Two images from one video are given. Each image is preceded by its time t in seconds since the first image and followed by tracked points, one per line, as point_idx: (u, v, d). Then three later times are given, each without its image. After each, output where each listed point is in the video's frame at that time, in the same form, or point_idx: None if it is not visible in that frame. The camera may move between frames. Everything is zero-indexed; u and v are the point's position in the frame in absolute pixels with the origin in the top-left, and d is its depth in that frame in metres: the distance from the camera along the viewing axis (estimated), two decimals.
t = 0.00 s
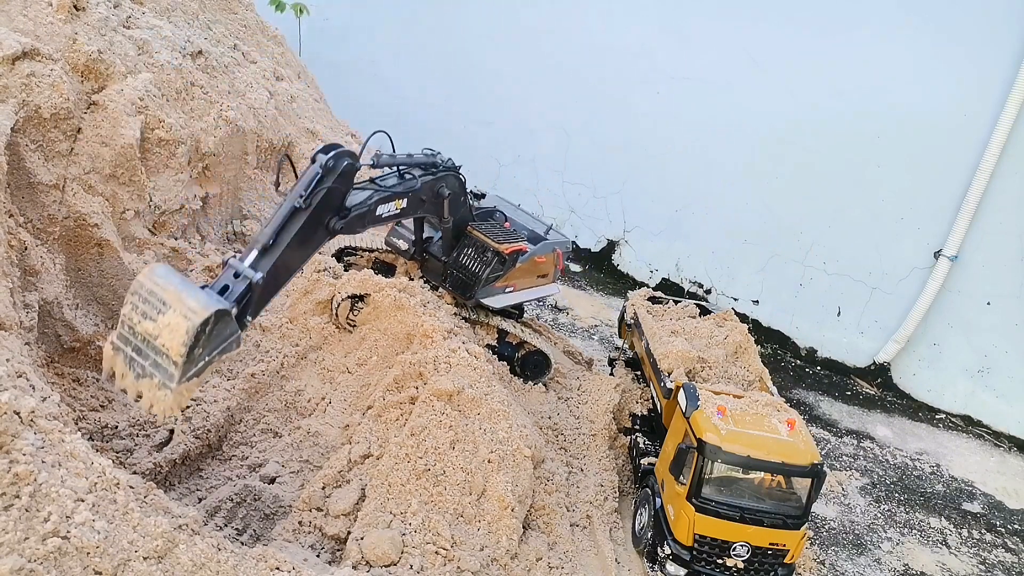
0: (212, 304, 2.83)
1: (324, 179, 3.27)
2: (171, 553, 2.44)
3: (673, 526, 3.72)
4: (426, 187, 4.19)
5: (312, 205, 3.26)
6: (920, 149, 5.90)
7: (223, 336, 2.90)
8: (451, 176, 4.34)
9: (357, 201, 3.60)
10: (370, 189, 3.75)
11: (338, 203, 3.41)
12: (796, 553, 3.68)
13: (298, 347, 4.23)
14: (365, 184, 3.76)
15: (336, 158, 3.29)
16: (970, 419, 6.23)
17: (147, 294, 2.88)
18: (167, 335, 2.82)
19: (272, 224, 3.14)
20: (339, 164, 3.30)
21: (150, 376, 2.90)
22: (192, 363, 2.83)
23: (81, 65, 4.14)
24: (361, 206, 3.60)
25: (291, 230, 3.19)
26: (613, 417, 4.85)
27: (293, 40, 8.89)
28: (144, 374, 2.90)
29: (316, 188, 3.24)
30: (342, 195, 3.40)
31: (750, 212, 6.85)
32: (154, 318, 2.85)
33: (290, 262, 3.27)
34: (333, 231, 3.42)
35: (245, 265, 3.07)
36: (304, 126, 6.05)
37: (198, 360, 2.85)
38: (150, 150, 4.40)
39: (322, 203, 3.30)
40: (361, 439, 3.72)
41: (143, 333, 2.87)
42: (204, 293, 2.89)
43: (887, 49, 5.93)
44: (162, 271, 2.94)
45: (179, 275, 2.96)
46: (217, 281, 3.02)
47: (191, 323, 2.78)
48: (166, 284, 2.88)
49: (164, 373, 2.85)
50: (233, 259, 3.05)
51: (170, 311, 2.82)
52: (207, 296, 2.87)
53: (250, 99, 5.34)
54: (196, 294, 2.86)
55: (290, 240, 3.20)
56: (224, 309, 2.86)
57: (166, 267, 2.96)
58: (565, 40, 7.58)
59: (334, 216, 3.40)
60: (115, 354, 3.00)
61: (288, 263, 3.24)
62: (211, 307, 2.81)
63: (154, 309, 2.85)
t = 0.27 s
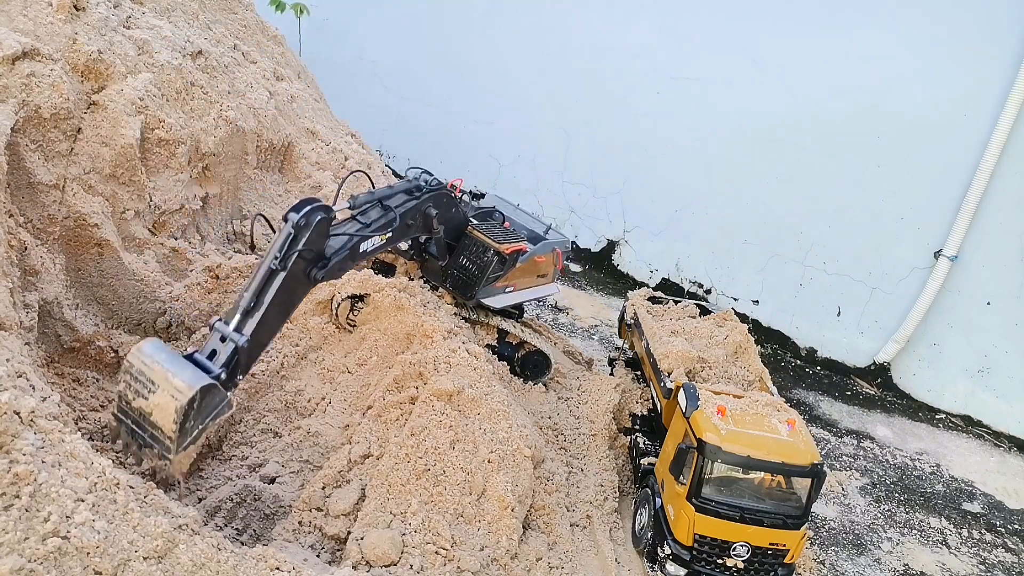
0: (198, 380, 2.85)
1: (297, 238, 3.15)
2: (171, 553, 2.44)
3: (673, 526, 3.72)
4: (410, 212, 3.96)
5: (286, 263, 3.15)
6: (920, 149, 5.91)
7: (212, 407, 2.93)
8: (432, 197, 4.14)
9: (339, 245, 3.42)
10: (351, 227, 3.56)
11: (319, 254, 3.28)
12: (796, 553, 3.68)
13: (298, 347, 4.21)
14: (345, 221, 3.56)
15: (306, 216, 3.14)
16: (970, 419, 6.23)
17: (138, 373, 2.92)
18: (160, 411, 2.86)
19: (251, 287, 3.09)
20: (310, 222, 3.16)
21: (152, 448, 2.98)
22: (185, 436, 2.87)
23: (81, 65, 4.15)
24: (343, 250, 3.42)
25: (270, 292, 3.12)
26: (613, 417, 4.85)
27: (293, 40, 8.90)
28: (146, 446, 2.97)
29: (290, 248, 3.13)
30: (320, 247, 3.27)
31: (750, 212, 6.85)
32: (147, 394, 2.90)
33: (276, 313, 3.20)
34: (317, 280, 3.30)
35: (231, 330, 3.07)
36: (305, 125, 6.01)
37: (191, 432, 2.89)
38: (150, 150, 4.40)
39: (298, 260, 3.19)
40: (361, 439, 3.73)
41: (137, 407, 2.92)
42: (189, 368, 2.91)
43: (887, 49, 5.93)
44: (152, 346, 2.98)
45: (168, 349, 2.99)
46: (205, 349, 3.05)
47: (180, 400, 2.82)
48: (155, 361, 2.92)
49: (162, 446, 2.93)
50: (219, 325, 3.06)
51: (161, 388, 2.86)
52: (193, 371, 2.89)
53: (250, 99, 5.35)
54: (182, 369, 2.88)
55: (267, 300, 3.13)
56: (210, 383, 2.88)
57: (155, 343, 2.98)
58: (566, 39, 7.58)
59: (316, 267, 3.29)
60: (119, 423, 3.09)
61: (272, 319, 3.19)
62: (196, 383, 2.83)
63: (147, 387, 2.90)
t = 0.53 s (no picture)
0: (196, 439, 2.85)
1: (278, 292, 3.09)
2: (171, 553, 2.44)
3: (673, 526, 3.72)
4: (394, 240, 3.94)
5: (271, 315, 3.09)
6: (921, 148, 5.90)
7: (213, 459, 2.94)
8: (416, 220, 4.13)
9: (323, 288, 3.39)
10: (335, 266, 3.52)
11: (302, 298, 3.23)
12: (796, 553, 3.68)
13: (297, 347, 4.21)
14: (328, 261, 3.52)
15: (284, 269, 3.06)
16: (970, 419, 6.23)
17: (139, 435, 2.92)
18: (162, 470, 2.88)
19: (239, 341, 3.05)
20: (290, 276, 3.08)
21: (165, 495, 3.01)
22: (190, 489, 2.90)
23: (81, 65, 4.15)
24: (328, 293, 3.39)
25: (258, 342, 3.08)
26: (613, 417, 4.85)
27: (293, 40, 8.90)
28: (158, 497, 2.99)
29: (272, 302, 3.07)
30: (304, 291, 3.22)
31: (750, 211, 6.85)
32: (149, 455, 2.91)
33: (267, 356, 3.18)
34: (305, 324, 3.28)
35: (225, 383, 3.05)
36: (305, 125, 6.00)
37: (195, 486, 2.91)
38: (150, 150, 4.40)
39: (282, 309, 3.13)
40: (361, 439, 3.73)
41: (141, 466, 2.93)
42: (187, 427, 2.90)
43: (887, 49, 5.93)
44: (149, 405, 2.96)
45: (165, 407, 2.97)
46: (202, 400, 3.05)
47: (179, 462, 2.82)
48: (152, 423, 2.90)
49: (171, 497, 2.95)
50: (214, 379, 3.03)
51: (161, 449, 2.86)
52: (190, 430, 2.88)
53: (250, 99, 5.35)
54: (180, 430, 2.88)
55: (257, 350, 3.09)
56: (207, 441, 2.88)
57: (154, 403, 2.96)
58: (566, 40, 7.57)
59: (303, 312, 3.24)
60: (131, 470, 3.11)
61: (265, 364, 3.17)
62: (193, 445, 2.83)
63: (148, 448, 2.91)
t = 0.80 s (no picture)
0: (203, 460, 2.93)
1: (271, 315, 3.06)
2: (171, 553, 2.44)
3: (673, 526, 3.72)
4: (393, 247, 3.89)
5: (267, 335, 3.08)
6: (921, 149, 5.91)
7: (224, 474, 3.02)
8: (413, 228, 4.07)
9: (320, 302, 3.32)
10: (332, 279, 3.45)
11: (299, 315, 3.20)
12: (796, 553, 3.68)
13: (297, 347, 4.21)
14: (324, 274, 3.45)
15: (275, 292, 3.04)
16: (970, 419, 6.23)
17: (150, 457, 3.00)
18: (175, 489, 2.96)
19: (238, 362, 3.07)
20: (281, 300, 3.05)
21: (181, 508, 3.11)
22: (204, 504, 2.99)
23: (81, 65, 4.15)
24: (326, 306, 3.33)
25: (258, 360, 3.10)
26: (613, 417, 4.85)
27: (293, 40, 8.90)
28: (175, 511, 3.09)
29: (265, 325, 3.05)
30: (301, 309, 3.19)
31: (750, 211, 6.84)
32: (161, 474, 2.99)
33: (269, 368, 3.17)
34: (304, 338, 3.26)
35: (229, 400, 3.10)
36: (305, 125, 6.00)
37: (209, 500, 2.99)
38: (150, 150, 4.40)
39: (278, 329, 3.11)
40: (361, 439, 3.73)
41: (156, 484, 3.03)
42: (195, 447, 2.99)
43: (887, 49, 5.93)
44: (159, 427, 3.06)
45: (175, 428, 3.06)
46: (211, 417, 3.13)
47: (189, 482, 2.91)
48: (162, 445, 2.99)
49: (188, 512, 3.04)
50: (218, 398, 3.08)
51: (171, 470, 2.95)
52: (197, 452, 2.96)
53: (250, 99, 5.35)
54: (188, 451, 2.96)
55: (256, 367, 3.11)
56: (214, 461, 2.95)
57: (164, 427, 3.05)
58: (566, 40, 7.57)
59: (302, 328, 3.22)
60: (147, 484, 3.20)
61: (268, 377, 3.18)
62: (200, 467, 2.91)
63: (159, 468, 2.99)
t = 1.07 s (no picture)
0: (205, 462, 2.94)
1: (271, 315, 3.06)
2: (171, 553, 2.44)
3: (673, 526, 3.72)
4: (393, 247, 3.89)
5: (267, 336, 3.08)
6: (921, 149, 5.91)
7: (225, 475, 3.03)
8: (413, 228, 4.07)
9: (320, 302, 3.32)
10: (332, 279, 3.45)
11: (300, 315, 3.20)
12: (796, 553, 3.68)
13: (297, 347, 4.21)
14: (324, 274, 3.45)
15: (274, 293, 3.03)
16: (969, 419, 6.23)
17: (152, 459, 3.00)
18: (178, 490, 2.97)
19: (238, 362, 3.07)
20: (280, 301, 3.05)
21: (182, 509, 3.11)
22: (206, 505, 2.99)
23: (81, 65, 4.15)
24: (325, 307, 3.33)
25: (257, 360, 3.10)
26: (613, 417, 4.85)
27: (293, 40, 8.90)
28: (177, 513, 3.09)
29: (265, 326, 3.05)
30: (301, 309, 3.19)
31: (750, 212, 6.84)
32: (163, 476, 2.99)
33: (268, 369, 3.17)
34: (304, 338, 3.25)
35: (230, 401, 3.10)
36: (305, 125, 5.99)
37: (211, 500, 3.00)
38: (150, 150, 4.40)
39: (278, 330, 3.11)
40: (361, 440, 3.73)
41: (158, 485, 3.03)
42: (197, 448, 2.99)
43: (887, 49, 5.93)
44: (161, 429, 3.06)
45: (177, 429, 3.06)
46: (212, 417, 3.13)
47: (191, 483, 2.91)
48: (164, 446, 2.99)
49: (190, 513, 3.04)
50: (219, 398, 3.08)
51: (173, 472, 2.95)
52: (199, 453, 2.97)
53: (250, 99, 5.35)
54: (190, 453, 2.97)
55: (257, 368, 3.11)
56: (216, 462, 2.95)
57: (166, 428, 3.05)
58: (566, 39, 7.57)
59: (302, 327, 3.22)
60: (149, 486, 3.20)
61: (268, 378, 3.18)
62: (202, 469, 2.91)
63: (161, 469, 2.99)
